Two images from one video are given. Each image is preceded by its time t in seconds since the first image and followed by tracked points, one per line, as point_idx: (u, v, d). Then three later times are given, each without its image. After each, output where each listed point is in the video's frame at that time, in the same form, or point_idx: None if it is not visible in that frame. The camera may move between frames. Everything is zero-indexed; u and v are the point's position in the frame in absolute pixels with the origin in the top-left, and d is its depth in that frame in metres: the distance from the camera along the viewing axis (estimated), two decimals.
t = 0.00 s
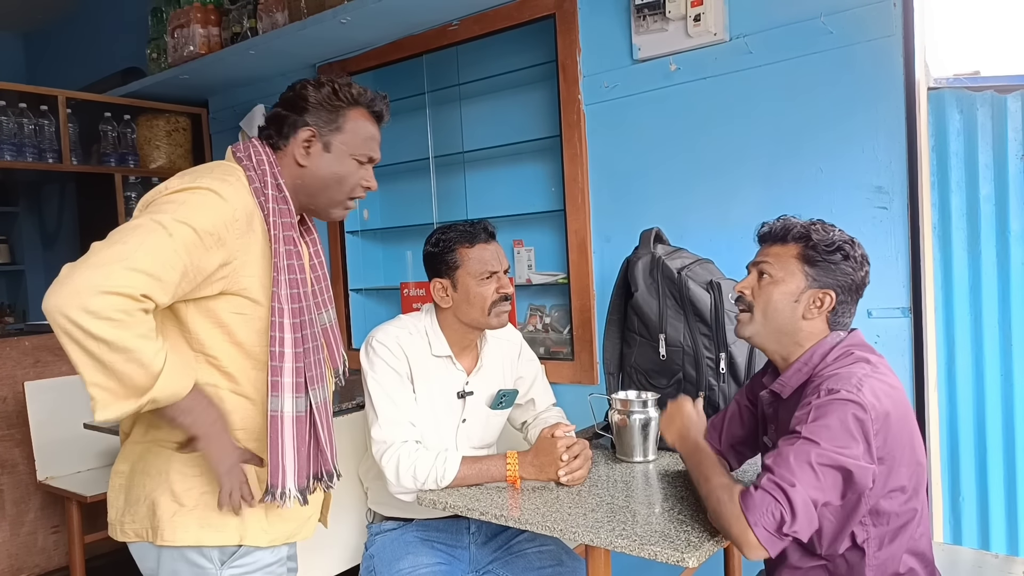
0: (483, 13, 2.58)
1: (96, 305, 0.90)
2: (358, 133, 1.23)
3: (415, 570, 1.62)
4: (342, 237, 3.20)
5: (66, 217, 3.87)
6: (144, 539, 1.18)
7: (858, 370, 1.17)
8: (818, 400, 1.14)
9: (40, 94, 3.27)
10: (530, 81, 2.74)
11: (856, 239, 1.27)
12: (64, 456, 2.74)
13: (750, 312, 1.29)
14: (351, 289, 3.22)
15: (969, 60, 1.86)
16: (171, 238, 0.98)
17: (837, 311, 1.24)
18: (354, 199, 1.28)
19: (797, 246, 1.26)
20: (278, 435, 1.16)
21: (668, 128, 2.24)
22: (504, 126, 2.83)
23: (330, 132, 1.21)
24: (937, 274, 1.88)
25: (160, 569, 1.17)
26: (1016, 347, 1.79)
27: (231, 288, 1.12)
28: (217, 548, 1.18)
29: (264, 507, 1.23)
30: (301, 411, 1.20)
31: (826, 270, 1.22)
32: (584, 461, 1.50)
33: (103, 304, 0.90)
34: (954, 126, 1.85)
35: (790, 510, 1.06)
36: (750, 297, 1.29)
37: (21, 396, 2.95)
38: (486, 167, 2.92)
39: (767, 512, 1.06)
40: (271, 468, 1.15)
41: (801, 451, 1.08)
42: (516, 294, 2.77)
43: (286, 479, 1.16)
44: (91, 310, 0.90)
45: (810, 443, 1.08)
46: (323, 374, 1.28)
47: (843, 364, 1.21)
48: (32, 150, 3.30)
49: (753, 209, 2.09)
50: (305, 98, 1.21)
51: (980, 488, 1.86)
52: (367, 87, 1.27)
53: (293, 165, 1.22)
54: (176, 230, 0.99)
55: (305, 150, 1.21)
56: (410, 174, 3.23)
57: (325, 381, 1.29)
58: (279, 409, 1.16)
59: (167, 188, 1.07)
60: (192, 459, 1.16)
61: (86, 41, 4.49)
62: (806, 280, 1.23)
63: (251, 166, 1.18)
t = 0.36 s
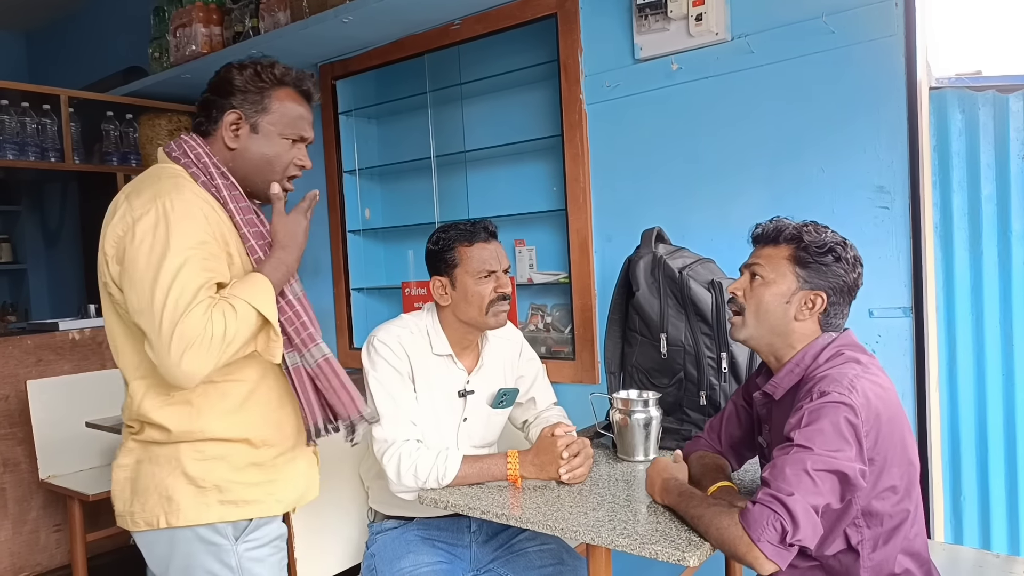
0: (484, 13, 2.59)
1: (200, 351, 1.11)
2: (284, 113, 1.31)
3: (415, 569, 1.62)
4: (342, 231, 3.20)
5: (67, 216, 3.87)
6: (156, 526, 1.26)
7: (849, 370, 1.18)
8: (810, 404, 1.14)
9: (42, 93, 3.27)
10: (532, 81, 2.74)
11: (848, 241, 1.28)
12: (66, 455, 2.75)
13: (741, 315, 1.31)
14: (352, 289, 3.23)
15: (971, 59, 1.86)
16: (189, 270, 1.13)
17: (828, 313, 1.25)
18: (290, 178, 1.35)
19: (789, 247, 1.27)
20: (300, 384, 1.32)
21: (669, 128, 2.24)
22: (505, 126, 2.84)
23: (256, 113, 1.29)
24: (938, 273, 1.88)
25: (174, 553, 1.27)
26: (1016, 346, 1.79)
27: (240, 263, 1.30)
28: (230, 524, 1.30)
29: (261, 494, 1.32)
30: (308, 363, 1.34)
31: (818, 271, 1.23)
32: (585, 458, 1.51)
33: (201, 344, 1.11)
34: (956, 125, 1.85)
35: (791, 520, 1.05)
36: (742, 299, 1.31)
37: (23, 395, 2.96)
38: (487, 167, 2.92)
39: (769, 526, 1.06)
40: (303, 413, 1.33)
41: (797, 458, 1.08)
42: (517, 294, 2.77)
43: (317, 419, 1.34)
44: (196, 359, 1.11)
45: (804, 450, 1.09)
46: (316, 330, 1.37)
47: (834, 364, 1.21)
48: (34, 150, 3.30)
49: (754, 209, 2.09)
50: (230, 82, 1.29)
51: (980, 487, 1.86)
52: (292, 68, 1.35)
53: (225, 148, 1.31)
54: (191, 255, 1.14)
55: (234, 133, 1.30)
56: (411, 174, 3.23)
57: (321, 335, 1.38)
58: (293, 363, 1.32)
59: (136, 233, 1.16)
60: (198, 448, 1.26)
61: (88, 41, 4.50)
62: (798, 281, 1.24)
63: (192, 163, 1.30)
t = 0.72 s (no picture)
0: (490, 15, 2.59)
1: (172, 355, 1.15)
2: (265, 117, 1.36)
3: (421, 570, 1.62)
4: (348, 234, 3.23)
5: (74, 219, 3.89)
6: (158, 522, 1.28)
7: (881, 378, 1.17)
8: (838, 411, 1.14)
9: (50, 96, 3.29)
10: (537, 83, 2.74)
11: (881, 242, 1.25)
12: (73, 456, 2.76)
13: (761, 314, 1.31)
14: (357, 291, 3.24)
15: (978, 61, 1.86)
16: (176, 276, 1.17)
17: (856, 317, 1.24)
18: (274, 179, 1.42)
19: (815, 250, 1.26)
20: (285, 390, 1.42)
21: (675, 130, 2.24)
22: (511, 128, 2.85)
23: (237, 117, 1.34)
24: (945, 276, 1.88)
25: (175, 548, 1.29)
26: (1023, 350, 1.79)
27: (231, 268, 1.34)
28: (232, 517, 1.32)
29: (259, 489, 1.35)
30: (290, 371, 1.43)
31: (844, 275, 1.21)
32: (584, 458, 1.52)
33: (176, 349, 1.15)
34: (962, 127, 1.86)
35: (807, 532, 1.07)
36: (766, 301, 1.30)
37: (30, 396, 2.97)
38: (492, 169, 2.93)
39: (784, 535, 1.07)
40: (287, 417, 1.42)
41: (818, 469, 1.09)
42: (522, 296, 2.78)
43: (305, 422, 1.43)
44: (167, 362, 1.15)
45: (827, 460, 1.09)
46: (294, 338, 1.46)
47: (866, 372, 1.20)
48: (41, 152, 3.31)
49: (760, 211, 2.09)
50: (214, 89, 1.34)
51: (988, 491, 1.86)
52: (271, 73, 1.41)
53: (210, 152, 1.37)
54: (180, 261, 1.18)
55: (218, 137, 1.36)
56: (416, 176, 3.23)
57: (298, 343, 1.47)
58: (281, 370, 1.42)
59: (129, 227, 1.20)
60: (203, 446, 1.29)
61: (95, 44, 4.52)
62: (823, 285, 1.23)
63: (187, 169, 1.35)
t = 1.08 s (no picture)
0: (494, 16, 2.60)
1: (168, 358, 1.15)
2: (272, 117, 1.37)
3: (424, 570, 1.62)
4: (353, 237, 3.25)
5: (79, 220, 3.91)
6: (162, 523, 1.28)
7: (896, 381, 1.17)
8: (853, 414, 1.13)
9: (55, 97, 3.31)
10: (541, 84, 2.74)
11: (893, 243, 1.25)
12: (78, 456, 2.77)
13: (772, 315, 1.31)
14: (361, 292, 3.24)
15: (984, 61, 1.85)
16: (174, 278, 1.17)
17: (867, 318, 1.24)
18: (281, 180, 1.42)
19: (827, 250, 1.26)
20: (293, 393, 1.42)
21: (678, 131, 2.24)
22: (515, 129, 2.84)
23: (245, 117, 1.35)
24: (950, 277, 1.88)
25: (179, 549, 1.29)
26: None
27: (232, 270, 1.34)
28: (236, 520, 1.33)
29: (264, 491, 1.35)
30: (298, 373, 1.42)
31: (856, 276, 1.22)
32: (586, 460, 1.51)
33: (173, 353, 1.15)
34: (967, 128, 1.85)
35: (818, 536, 1.07)
36: (776, 301, 1.31)
37: (35, 397, 2.99)
38: (496, 170, 2.93)
39: (795, 539, 1.07)
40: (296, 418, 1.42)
41: (830, 473, 1.08)
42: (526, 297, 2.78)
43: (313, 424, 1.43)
44: (164, 366, 1.15)
45: (839, 465, 1.09)
46: (302, 340, 1.45)
47: (880, 375, 1.20)
48: (47, 153, 3.33)
49: (764, 212, 2.09)
50: (222, 88, 1.35)
51: (994, 492, 1.85)
52: (278, 73, 1.41)
53: (216, 152, 1.38)
54: (179, 264, 1.19)
55: (225, 137, 1.36)
56: (420, 177, 3.23)
57: (305, 344, 1.46)
58: (287, 372, 1.41)
59: (129, 229, 1.20)
60: (208, 447, 1.29)
61: (100, 46, 4.54)
62: (834, 285, 1.23)
63: (190, 169, 1.35)
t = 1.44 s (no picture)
0: (493, 13, 2.59)
1: (169, 357, 1.15)
2: (274, 113, 1.36)
3: (421, 567, 1.62)
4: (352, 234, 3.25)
5: (78, 216, 3.90)
6: (159, 521, 1.28)
7: (891, 377, 1.17)
8: (848, 410, 1.13)
9: (53, 93, 3.30)
10: (540, 81, 2.74)
11: (880, 237, 1.25)
12: (76, 452, 2.77)
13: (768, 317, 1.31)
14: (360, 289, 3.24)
15: (983, 58, 1.85)
16: (174, 276, 1.17)
17: (861, 315, 1.23)
18: (281, 176, 1.41)
19: (816, 249, 1.26)
20: (293, 392, 1.42)
21: (677, 128, 2.24)
22: (514, 126, 2.84)
23: (246, 112, 1.35)
24: (949, 275, 1.87)
25: (175, 548, 1.29)
26: None
27: (232, 267, 1.34)
28: (233, 518, 1.32)
29: (261, 490, 1.35)
30: (298, 370, 1.42)
31: (847, 273, 1.21)
32: (582, 460, 1.51)
33: (173, 352, 1.15)
34: (966, 125, 1.85)
35: (813, 531, 1.07)
36: (770, 303, 1.31)
37: (33, 393, 2.98)
38: (495, 167, 2.92)
39: (790, 535, 1.07)
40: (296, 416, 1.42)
41: (825, 469, 1.08)
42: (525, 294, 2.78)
43: (312, 422, 1.43)
44: (165, 364, 1.15)
45: (835, 461, 1.09)
46: (301, 337, 1.45)
47: (875, 371, 1.21)
48: (45, 149, 3.32)
49: (762, 209, 2.09)
50: (222, 82, 1.34)
51: (991, 490, 1.85)
52: (280, 68, 1.41)
53: (216, 147, 1.37)
54: (180, 261, 1.18)
55: (225, 132, 1.36)
56: (418, 174, 3.23)
57: (305, 342, 1.46)
58: (287, 370, 1.41)
59: (130, 224, 1.20)
60: (205, 445, 1.29)
61: (99, 41, 4.53)
62: (826, 284, 1.23)
63: (190, 165, 1.34)
